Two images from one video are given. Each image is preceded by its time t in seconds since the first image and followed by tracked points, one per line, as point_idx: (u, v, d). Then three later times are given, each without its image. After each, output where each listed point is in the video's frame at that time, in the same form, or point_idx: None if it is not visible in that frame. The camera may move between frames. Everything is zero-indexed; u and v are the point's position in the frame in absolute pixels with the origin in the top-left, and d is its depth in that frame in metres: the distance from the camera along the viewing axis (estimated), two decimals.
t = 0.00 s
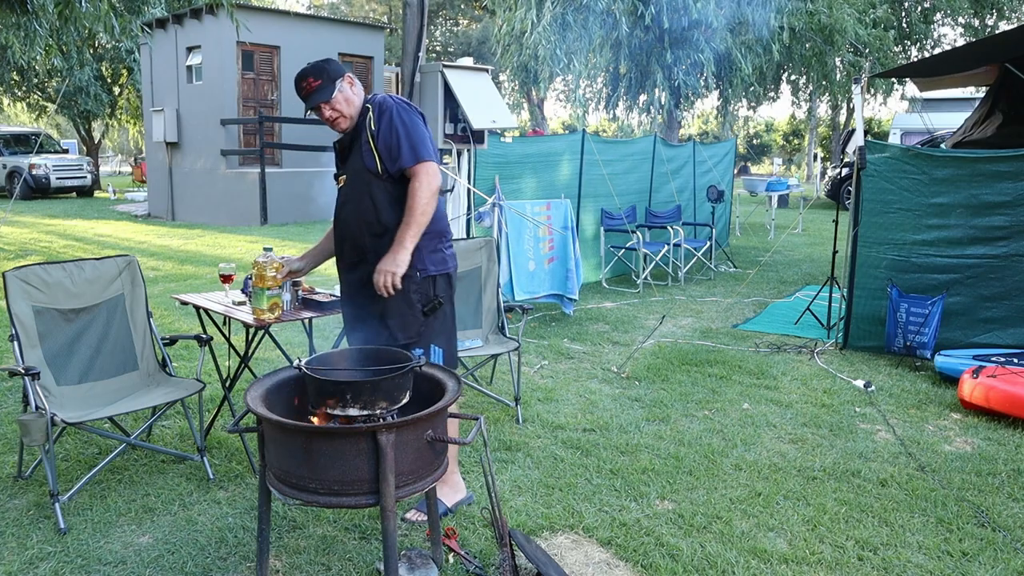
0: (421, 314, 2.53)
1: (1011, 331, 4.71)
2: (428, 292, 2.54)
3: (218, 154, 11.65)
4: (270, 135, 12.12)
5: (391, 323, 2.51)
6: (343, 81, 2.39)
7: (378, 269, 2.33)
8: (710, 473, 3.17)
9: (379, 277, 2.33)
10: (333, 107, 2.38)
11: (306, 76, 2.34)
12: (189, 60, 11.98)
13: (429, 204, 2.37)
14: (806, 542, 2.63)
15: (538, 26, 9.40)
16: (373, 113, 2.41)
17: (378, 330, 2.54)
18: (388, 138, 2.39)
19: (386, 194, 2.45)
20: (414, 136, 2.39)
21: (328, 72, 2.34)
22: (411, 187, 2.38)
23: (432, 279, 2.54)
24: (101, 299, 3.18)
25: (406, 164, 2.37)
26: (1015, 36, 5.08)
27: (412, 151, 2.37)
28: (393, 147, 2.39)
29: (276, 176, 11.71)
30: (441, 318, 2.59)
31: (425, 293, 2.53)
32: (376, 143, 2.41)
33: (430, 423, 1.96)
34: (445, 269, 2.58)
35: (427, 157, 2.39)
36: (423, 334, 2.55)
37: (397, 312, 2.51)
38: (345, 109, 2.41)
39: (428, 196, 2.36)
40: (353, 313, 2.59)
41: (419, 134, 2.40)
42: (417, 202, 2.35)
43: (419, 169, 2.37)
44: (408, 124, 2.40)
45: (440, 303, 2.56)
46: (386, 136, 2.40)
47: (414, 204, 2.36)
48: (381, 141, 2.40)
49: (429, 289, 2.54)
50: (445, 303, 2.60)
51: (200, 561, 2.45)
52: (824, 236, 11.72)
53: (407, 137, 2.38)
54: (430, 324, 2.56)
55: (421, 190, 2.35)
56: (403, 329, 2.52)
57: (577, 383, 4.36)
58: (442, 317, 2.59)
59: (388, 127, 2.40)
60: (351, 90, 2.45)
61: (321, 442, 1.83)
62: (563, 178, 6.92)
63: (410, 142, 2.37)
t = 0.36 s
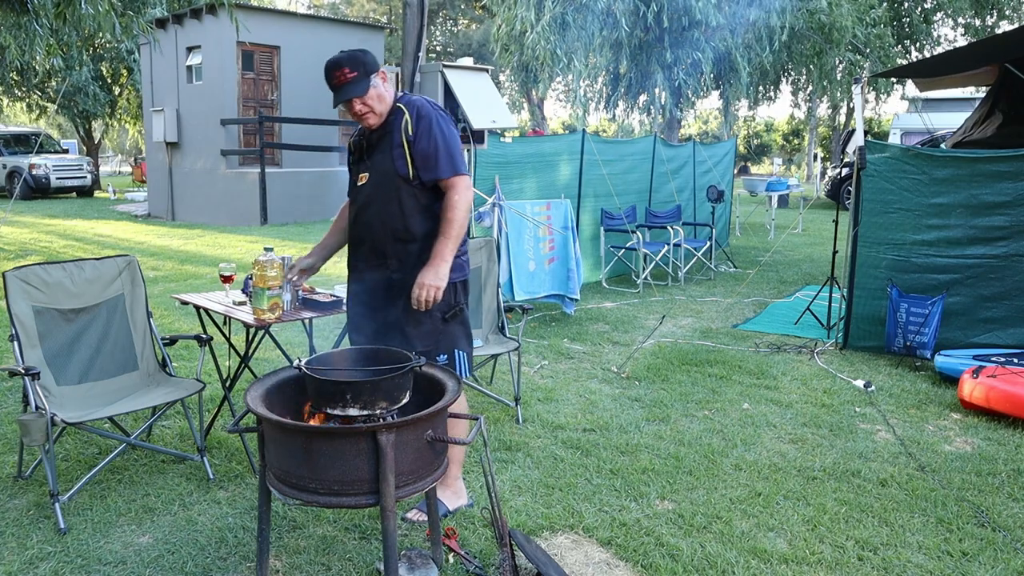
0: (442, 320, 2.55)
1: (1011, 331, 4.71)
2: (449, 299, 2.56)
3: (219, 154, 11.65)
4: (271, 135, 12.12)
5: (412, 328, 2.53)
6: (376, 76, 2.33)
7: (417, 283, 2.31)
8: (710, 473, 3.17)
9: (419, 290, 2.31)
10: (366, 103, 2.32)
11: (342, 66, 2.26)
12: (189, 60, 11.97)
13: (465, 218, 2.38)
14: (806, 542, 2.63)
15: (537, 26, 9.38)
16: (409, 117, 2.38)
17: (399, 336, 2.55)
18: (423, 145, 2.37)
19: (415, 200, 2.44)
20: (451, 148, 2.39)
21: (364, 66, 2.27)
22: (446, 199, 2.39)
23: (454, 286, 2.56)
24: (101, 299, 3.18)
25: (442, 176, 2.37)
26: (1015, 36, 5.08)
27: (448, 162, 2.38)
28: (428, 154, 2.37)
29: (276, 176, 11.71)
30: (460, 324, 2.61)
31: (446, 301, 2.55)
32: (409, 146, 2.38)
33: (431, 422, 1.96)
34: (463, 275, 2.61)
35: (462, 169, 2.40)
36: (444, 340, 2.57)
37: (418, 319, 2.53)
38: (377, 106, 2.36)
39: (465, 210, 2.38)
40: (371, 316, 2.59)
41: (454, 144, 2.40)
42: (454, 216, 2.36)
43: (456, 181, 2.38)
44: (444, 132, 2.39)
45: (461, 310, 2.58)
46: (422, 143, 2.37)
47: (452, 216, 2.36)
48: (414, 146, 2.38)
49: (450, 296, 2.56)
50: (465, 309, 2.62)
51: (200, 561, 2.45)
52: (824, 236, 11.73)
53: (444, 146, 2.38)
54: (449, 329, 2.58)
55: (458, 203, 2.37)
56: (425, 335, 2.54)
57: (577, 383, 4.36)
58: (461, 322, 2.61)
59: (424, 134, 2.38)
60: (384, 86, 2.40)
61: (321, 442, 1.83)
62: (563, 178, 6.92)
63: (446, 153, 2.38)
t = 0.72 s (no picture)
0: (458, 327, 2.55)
1: (1011, 331, 4.71)
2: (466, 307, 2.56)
3: (219, 154, 11.65)
4: (271, 135, 12.12)
5: (425, 334, 2.56)
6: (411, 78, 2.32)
7: (450, 306, 2.36)
8: (710, 473, 3.17)
9: (452, 313, 2.36)
10: (400, 105, 2.31)
11: (382, 65, 2.26)
12: (189, 60, 11.97)
13: (494, 237, 2.41)
14: (806, 542, 2.63)
15: (537, 25, 9.41)
16: (443, 127, 2.37)
17: (410, 340, 2.59)
18: (456, 159, 2.37)
19: (440, 210, 2.44)
20: (485, 164, 2.39)
21: (403, 68, 2.27)
22: (476, 216, 2.41)
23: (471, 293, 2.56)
24: (101, 299, 3.18)
25: (474, 192, 2.37)
26: (1016, 36, 5.07)
27: (480, 178, 2.37)
28: (460, 167, 2.37)
29: (276, 176, 11.71)
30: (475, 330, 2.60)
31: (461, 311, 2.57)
32: (440, 155, 2.38)
33: (430, 422, 1.96)
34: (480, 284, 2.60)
35: (494, 187, 2.40)
36: (460, 346, 2.56)
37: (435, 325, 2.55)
38: (409, 108, 2.35)
39: (494, 230, 2.40)
40: (385, 318, 2.61)
41: (487, 160, 2.40)
42: (486, 235, 2.39)
43: (486, 199, 2.38)
44: (478, 147, 2.38)
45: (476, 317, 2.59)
46: (454, 156, 2.37)
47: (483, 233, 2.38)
48: (446, 157, 2.37)
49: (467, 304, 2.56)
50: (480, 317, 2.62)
51: (200, 561, 2.45)
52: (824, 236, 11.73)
53: (477, 162, 2.37)
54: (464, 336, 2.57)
55: (488, 222, 2.38)
56: (440, 342, 2.55)
57: (577, 383, 4.36)
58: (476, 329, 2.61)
59: (458, 147, 2.37)
60: (419, 88, 2.38)
61: (321, 442, 1.83)
62: (563, 178, 6.92)
63: (479, 169, 2.37)
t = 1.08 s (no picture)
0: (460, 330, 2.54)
1: (1011, 331, 4.71)
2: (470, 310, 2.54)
3: (219, 154, 11.66)
4: (270, 135, 12.12)
5: (425, 337, 2.55)
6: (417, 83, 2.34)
7: (460, 317, 2.37)
8: (710, 473, 3.17)
9: (461, 325, 2.37)
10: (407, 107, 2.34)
11: (390, 67, 2.29)
12: (189, 60, 11.97)
13: (498, 244, 2.41)
14: (806, 542, 2.63)
15: (537, 23, 9.36)
16: (451, 132, 2.38)
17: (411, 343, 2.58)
18: (462, 165, 2.37)
19: (445, 214, 2.45)
20: (490, 173, 2.39)
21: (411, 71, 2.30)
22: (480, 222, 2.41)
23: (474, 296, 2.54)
24: (101, 299, 3.18)
25: (479, 200, 2.38)
26: (1016, 36, 5.07)
27: (485, 185, 2.38)
28: (465, 173, 2.38)
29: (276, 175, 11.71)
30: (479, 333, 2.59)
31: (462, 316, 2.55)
32: (446, 160, 2.39)
33: (431, 423, 1.96)
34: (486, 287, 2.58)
35: (498, 195, 2.40)
36: (463, 349, 2.54)
37: (436, 327, 2.53)
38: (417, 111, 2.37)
39: (499, 238, 2.40)
40: (388, 317, 2.62)
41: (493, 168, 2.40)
42: (490, 243, 2.39)
43: (490, 206, 2.38)
44: (484, 154, 2.38)
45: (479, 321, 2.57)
46: (460, 162, 2.37)
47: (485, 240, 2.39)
48: (452, 161, 2.38)
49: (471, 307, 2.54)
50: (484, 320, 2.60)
51: (200, 561, 2.45)
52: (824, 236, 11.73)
53: (482, 168, 2.37)
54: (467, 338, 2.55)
55: (491, 230, 2.39)
56: (442, 344, 2.54)
57: (577, 383, 4.36)
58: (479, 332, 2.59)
59: (464, 154, 2.37)
60: (430, 92, 2.40)
61: (321, 441, 1.83)
62: (563, 177, 6.92)
63: (485, 176, 2.38)
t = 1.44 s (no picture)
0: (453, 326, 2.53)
1: (1011, 331, 4.71)
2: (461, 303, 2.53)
3: (219, 154, 11.66)
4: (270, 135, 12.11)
5: (420, 334, 2.55)
6: (395, 84, 2.35)
7: (453, 308, 2.39)
8: (710, 473, 3.17)
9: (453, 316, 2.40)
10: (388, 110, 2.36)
11: (368, 71, 2.32)
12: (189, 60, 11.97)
13: (486, 235, 2.38)
14: (806, 542, 2.63)
15: (536, 23, 9.40)
16: (432, 128, 2.38)
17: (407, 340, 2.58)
18: (444, 159, 2.37)
19: (434, 209, 2.46)
20: (473, 163, 2.37)
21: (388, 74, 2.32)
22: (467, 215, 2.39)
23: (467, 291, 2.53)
24: (101, 299, 3.18)
25: (463, 192, 2.36)
26: (1016, 36, 5.07)
27: (468, 178, 2.36)
28: (448, 167, 2.37)
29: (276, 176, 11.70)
30: (475, 328, 2.56)
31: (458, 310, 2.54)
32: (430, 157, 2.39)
33: (430, 422, 1.96)
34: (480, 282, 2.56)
35: (483, 186, 2.37)
36: (458, 345, 2.54)
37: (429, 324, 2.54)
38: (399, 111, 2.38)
39: (486, 228, 2.38)
40: (384, 315, 2.64)
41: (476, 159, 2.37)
42: (476, 235, 2.37)
43: (474, 198, 2.36)
44: (467, 147, 2.37)
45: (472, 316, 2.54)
46: (443, 156, 2.37)
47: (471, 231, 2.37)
48: (435, 157, 2.38)
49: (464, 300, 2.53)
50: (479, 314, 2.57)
51: (200, 561, 2.45)
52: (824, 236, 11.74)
53: (464, 161, 2.36)
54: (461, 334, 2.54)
55: (477, 221, 2.36)
56: (435, 341, 2.54)
57: (577, 383, 4.36)
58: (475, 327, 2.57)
59: (446, 148, 2.37)
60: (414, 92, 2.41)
61: (321, 442, 1.83)
62: (563, 177, 6.92)
63: (468, 168, 2.36)
